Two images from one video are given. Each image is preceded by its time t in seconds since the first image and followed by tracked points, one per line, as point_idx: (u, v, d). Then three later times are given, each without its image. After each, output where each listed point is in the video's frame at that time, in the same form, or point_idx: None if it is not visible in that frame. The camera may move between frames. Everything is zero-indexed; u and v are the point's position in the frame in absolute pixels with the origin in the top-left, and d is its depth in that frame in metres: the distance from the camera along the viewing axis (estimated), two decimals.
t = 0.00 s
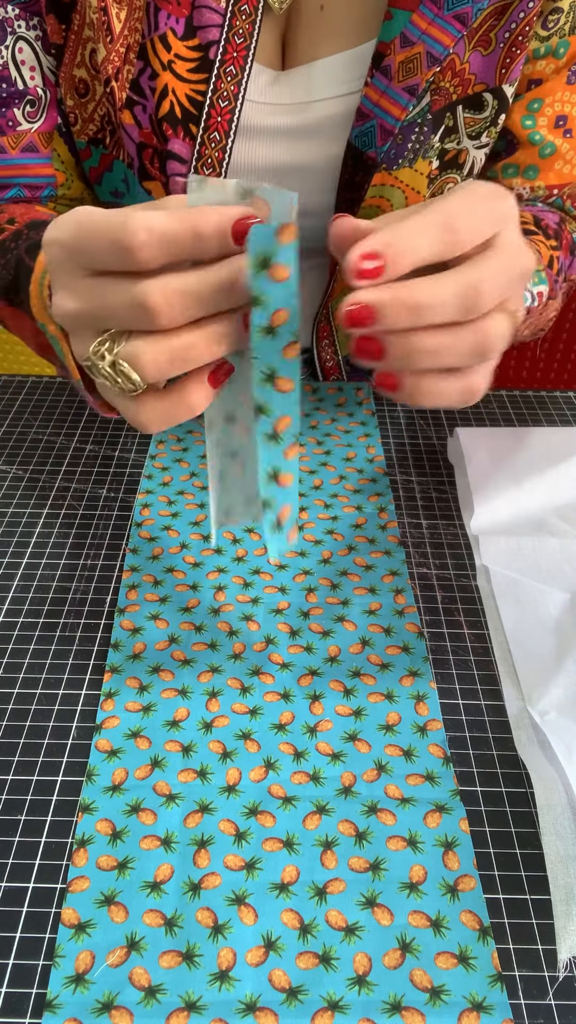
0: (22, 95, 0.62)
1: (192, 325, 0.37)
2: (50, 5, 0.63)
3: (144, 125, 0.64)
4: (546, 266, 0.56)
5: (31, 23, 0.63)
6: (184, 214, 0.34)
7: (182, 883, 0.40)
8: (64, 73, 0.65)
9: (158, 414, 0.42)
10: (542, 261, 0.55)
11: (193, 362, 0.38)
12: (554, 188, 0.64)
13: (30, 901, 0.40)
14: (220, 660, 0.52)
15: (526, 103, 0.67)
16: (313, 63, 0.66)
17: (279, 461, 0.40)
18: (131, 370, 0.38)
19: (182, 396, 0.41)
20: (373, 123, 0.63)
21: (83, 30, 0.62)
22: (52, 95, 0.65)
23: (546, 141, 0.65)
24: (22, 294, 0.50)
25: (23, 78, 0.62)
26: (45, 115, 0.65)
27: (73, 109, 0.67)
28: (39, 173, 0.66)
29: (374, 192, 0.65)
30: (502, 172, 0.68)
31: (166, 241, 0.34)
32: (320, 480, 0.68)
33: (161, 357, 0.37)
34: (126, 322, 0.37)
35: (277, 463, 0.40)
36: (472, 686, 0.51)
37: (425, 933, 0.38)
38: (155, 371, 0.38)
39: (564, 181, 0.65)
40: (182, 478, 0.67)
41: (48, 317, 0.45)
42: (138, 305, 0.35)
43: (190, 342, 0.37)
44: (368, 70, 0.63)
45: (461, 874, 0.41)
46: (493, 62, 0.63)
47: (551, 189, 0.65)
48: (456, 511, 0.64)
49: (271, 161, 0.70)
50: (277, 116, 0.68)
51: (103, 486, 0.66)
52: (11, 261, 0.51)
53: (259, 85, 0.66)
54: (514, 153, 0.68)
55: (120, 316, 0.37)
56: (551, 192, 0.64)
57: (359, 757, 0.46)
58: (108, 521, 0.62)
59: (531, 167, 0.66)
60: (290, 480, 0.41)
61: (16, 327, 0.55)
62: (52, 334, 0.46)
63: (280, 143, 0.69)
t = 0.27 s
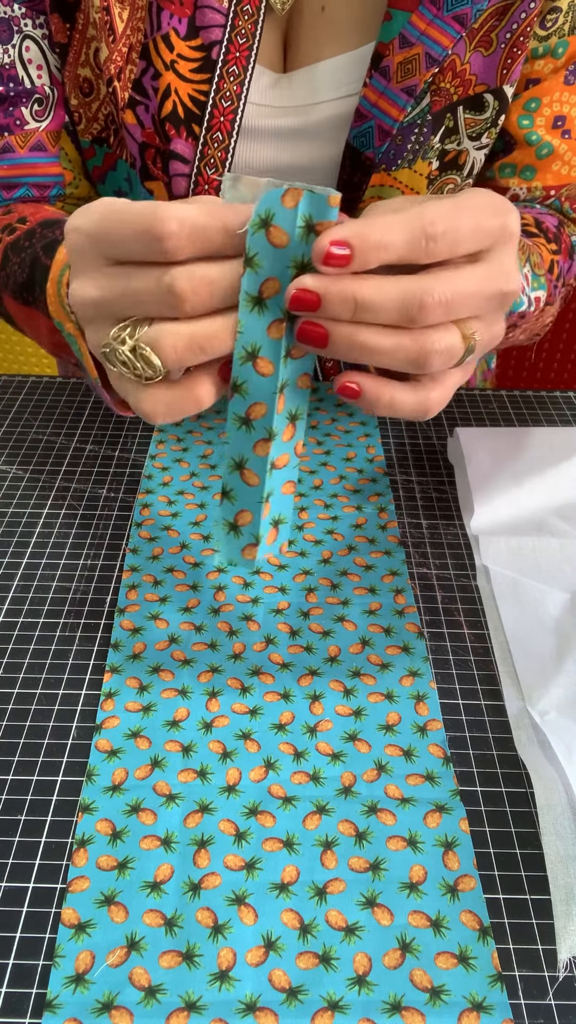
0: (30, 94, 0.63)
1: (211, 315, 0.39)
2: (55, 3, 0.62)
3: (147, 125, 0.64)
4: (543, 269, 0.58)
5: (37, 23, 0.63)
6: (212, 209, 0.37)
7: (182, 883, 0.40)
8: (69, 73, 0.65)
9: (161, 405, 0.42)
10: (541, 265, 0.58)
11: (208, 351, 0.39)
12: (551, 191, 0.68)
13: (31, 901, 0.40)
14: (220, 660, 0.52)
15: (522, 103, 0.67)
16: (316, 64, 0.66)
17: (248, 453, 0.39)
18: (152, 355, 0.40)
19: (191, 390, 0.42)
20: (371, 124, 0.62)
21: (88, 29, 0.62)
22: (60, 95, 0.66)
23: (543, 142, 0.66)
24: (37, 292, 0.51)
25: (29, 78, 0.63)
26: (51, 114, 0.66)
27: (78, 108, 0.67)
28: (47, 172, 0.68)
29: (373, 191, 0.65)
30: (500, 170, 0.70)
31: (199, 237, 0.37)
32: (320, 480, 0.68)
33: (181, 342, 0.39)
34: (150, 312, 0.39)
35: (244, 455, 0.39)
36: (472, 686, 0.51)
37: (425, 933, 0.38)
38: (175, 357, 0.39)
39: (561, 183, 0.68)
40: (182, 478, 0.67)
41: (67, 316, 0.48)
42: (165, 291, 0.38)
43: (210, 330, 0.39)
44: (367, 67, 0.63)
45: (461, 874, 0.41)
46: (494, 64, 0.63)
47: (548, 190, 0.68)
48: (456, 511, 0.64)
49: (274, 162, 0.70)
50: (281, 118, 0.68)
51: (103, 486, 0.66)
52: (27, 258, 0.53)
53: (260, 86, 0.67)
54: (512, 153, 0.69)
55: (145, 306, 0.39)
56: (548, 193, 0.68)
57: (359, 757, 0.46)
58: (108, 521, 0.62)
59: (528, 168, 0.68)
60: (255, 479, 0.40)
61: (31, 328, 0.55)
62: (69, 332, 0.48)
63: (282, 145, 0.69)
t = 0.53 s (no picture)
0: (27, 92, 0.64)
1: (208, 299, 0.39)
2: None
3: (148, 122, 0.64)
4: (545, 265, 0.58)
5: (34, 18, 0.63)
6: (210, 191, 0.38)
7: (182, 883, 0.40)
8: (66, 70, 0.65)
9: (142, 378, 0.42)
10: (543, 260, 0.58)
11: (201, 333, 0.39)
12: (556, 187, 0.68)
13: (30, 901, 0.40)
14: (220, 660, 0.52)
15: (527, 98, 0.67)
16: (317, 57, 0.66)
17: (258, 449, 0.38)
18: (142, 329, 0.40)
19: (174, 377, 0.41)
20: (368, 119, 0.62)
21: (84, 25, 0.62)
22: (58, 91, 0.66)
23: (547, 139, 0.66)
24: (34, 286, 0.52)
25: (26, 73, 0.64)
26: (49, 109, 0.66)
27: (75, 106, 0.67)
28: (45, 169, 0.67)
29: (371, 186, 0.64)
30: (503, 168, 0.70)
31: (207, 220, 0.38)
32: (320, 480, 0.68)
33: (175, 319, 0.39)
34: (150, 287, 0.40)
35: (255, 451, 0.38)
36: (472, 686, 0.51)
37: (425, 934, 0.38)
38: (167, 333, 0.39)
39: (566, 180, 0.68)
40: (182, 478, 0.67)
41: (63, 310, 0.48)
42: (166, 266, 0.38)
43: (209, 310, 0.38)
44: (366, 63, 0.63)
45: (461, 874, 0.41)
46: (495, 58, 0.63)
47: (553, 186, 0.68)
48: (456, 511, 0.64)
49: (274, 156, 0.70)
50: (280, 110, 0.67)
51: (103, 486, 0.66)
52: (26, 248, 0.53)
53: (261, 79, 0.67)
54: (515, 149, 0.69)
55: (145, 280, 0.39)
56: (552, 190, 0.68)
57: (359, 757, 0.46)
58: (108, 521, 0.62)
59: (532, 164, 0.68)
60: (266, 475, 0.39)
61: (27, 322, 0.56)
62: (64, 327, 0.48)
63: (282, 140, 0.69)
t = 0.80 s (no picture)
0: (25, 91, 0.63)
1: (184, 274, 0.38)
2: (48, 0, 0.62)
3: (146, 124, 0.64)
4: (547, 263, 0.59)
5: (32, 19, 0.64)
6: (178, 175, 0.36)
7: (182, 883, 0.40)
8: (63, 72, 0.65)
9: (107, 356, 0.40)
10: (545, 258, 0.58)
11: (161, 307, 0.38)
12: (555, 188, 0.68)
13: (31, 901, 0.40)
14: (220, 660, 0.52)
15: (525, 98, 0.67)
16: (315, 59, 0.66)
17: (267, 443, 0.43)
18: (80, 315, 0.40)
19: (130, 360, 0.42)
20: (365, 121, 0.61)
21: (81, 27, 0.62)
22: (56, 92, 0.67)
23: (546, 139, 0.66)
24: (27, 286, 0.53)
25: (24, 74, 0.63)
26: (46, 109, 0.66)
27: (73, 107, 0.68)
28: (41, 169, 0.65)
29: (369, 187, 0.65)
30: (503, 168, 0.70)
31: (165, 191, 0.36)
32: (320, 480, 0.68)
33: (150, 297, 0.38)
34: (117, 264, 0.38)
35: (265, 445, 0.43)
36: (472, 687, 0.51)
37: (425, 934, 0.38)
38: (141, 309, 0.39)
39: (565, 180, 0.68)
40: (182, 478, 0.67)
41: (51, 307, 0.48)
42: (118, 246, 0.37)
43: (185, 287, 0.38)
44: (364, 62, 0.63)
45: (461, 874, 0.41)
46: (493, 59, 0.63)
47: (552, 188, 0.68)
48: (456, 511, 0.64)
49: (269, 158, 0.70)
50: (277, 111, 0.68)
51: (103, 486, 0.66)
52: (17, 247, 0.53)
53: (258, 80, 0.67)
54: (514, 150, 0.69)
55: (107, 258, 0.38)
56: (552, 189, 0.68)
57: (359, 757, 0.46)
58: (108, 521, 0.62)
59: (531, 164, 0.68)
60: (276, 467, 0.43)
61: (19, 321, 0.56)
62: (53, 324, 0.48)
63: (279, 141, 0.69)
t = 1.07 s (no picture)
0: (22, 94, 0.62)
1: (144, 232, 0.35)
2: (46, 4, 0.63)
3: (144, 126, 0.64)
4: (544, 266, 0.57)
5: (30, 22, 0.63)
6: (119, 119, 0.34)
7: (182, 883, 0.40)
8: (62, 74, 0.65)
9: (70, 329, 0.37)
10: (539, 262, 0.57)
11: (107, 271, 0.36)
12: (553, 190, 0.65)
13: (31, 901, 0.40)
14: (220, 660, 0.52)
15: (524, 102, 0.66)
16: (314, 63, 0.66)
17: (227, 420, 0.42)
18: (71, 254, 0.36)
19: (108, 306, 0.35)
20: (366, 124, 0.62)
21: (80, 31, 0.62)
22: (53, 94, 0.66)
23: (545, 141, 0.65)
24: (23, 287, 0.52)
25: (22, 77, 0.62)
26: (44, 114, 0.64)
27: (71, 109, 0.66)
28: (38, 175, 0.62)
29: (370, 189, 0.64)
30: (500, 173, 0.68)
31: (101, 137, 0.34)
32: (320, 480, 0.68)
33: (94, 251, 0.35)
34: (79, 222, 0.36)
35: (226, 423, 0.43)
36: (472, 686, 0.51)
37: (425, 934, 0.38)
38: (97, 267, 0.36)
39: (564, 182, 0.65)
40: (182, 478, 0.67)
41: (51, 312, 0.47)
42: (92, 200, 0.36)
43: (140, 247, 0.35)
44: (363, 65, 0.63)
45: (461, 874, 0.41)
46: (493, 63, 0.63)
47: (550, 190, 0.66)
48: (456, 511, 0.64)
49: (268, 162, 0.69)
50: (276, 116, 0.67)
51: (103, 486, 0.66)
52: (17, 248, 0.52)
53: (257, 84, 0.67)
54: (513, 152, 0.67)
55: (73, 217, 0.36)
56: (551, 192, 0.66)
57: (359, 757, 0.46)
58: (108, 521, 0.62)
59: (529, 167, 0.66)
60: (234, 448, 0.43)
61: (15, 321, 0.56)
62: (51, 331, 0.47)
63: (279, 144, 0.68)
